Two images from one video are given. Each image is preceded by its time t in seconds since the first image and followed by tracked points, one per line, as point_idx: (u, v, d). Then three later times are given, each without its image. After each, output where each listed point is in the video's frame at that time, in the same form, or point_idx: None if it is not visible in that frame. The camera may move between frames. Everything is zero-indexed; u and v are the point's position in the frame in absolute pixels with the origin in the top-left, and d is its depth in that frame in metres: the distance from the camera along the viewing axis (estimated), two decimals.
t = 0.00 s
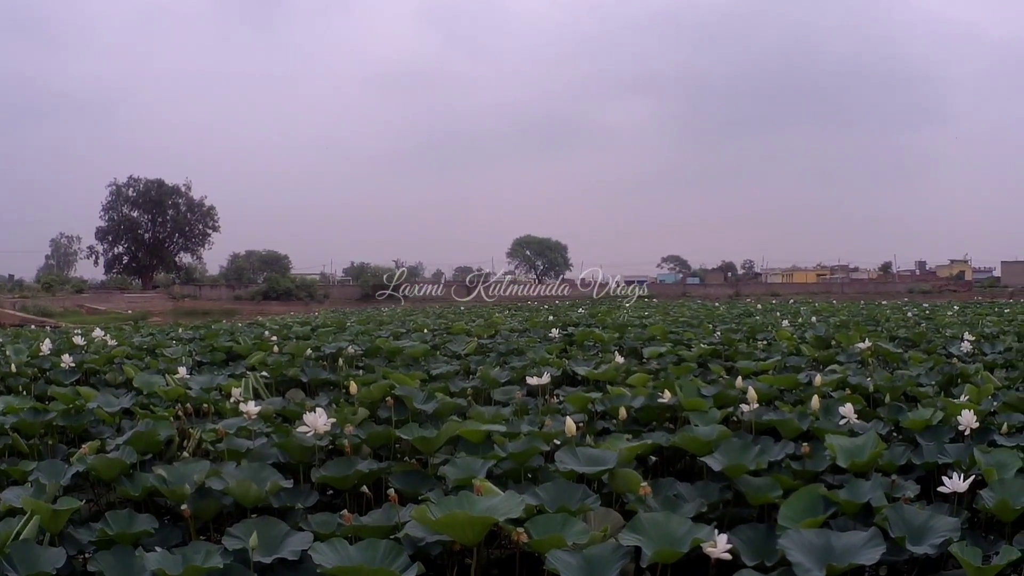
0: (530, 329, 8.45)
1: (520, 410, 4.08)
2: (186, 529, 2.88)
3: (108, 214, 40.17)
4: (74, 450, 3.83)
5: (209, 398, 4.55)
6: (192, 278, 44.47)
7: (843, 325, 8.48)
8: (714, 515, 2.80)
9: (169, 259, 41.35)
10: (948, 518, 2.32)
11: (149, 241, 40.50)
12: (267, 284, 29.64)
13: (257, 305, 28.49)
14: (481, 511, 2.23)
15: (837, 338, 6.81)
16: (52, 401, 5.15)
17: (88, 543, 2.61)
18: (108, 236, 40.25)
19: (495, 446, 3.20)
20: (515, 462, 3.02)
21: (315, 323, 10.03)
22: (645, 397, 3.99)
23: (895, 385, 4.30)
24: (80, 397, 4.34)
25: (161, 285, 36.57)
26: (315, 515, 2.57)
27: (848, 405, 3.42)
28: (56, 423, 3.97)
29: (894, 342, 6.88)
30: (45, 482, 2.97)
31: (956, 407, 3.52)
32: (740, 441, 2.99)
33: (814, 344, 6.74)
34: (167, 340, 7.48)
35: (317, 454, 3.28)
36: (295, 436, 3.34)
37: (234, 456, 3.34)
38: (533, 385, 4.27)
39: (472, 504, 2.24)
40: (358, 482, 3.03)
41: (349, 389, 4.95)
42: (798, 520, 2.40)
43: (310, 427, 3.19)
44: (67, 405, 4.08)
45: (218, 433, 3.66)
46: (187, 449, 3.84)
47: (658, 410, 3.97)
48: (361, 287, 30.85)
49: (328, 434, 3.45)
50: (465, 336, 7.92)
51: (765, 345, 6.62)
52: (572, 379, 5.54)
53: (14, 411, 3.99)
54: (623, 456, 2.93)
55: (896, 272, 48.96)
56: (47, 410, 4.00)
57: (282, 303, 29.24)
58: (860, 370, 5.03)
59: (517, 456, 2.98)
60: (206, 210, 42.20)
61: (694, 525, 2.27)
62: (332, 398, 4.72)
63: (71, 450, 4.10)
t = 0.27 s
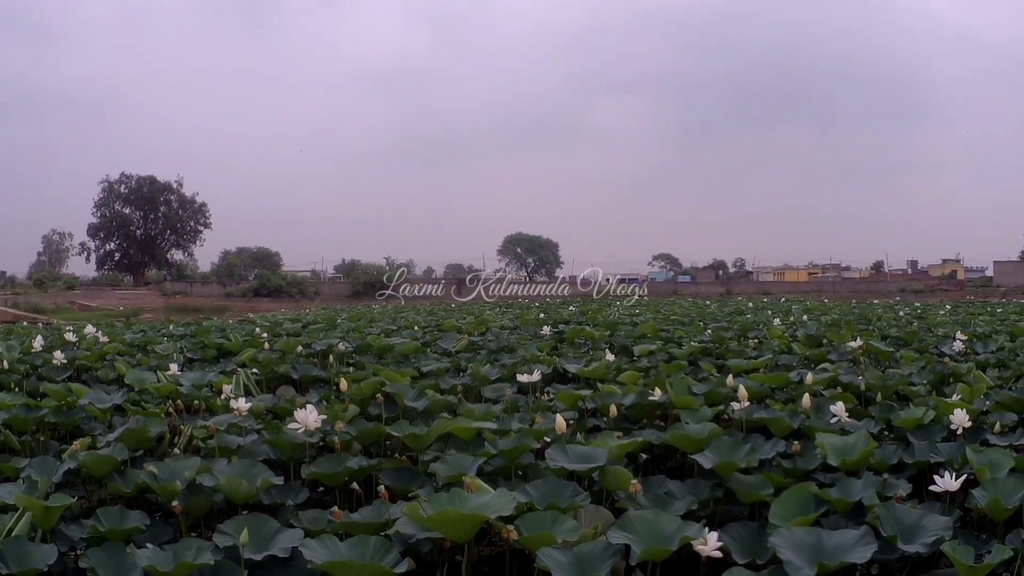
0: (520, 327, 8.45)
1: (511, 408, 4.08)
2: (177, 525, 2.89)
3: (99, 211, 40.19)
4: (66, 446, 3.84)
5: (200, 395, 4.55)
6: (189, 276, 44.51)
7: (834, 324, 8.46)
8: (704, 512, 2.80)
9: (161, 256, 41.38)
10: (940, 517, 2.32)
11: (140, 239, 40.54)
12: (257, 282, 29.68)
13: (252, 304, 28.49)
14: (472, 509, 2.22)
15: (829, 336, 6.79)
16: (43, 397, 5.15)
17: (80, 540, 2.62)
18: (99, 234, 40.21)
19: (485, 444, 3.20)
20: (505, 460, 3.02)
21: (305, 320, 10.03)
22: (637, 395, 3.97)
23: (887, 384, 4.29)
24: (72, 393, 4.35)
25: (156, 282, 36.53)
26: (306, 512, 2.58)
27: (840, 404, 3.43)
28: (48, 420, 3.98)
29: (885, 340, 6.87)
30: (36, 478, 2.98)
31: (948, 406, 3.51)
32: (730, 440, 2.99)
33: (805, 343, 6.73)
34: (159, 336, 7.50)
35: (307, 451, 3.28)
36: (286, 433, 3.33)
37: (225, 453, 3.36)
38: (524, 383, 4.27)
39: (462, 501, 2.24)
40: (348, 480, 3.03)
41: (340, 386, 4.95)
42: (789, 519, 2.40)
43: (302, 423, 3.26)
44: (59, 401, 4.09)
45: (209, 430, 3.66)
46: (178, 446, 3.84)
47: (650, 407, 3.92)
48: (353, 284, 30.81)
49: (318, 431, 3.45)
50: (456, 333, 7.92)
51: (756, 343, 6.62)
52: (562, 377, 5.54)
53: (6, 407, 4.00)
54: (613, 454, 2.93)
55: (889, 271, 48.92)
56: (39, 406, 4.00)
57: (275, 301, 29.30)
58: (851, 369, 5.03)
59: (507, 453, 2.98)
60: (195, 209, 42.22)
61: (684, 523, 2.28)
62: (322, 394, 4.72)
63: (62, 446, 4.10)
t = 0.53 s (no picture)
0: (499, 326, 8.45)
1: (489, 407, 4.09)
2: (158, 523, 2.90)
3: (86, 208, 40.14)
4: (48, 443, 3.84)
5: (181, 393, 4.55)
6: (152, 274, 44.36)
7: (815, 325, 8.47)
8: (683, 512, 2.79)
9: (136, 254, 41.33)
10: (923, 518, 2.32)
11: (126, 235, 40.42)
12: (239, 281, 29.74)
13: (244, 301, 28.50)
14: (450, 507, 2.23)
15: (810, 337, 6.80)
16: (24, 394, 5.16)
17: (62, 537, 2.62)
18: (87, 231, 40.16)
19: (464, 443, 3.21)
20: (484, 459, 3.01)
21: (283, 319, 10.03)
22: (616, 395, 3.96)
23: (868, 385, 4.27)
24: (54, 391, 4.35)
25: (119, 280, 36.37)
26: (285, 510, 2.58)
27: (821, 404, 3.42)
28: (30, 417, 3.99)
29: (867, 341, 6.87)
30: (18, 475, 2.98)
31: (930, 406, 3.51)
32: (709, 439, 2.99)
33: (786, 343, 6.73)
34: (140, 334, 7.51)
35: (287, 449, 3.28)
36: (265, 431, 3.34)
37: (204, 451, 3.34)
38: (502, 382, 4.27)
39: (440, 500, 2.25)
40: (327, 478, 3.03)
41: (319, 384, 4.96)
42: (768, 519, 2.40)
43: (280, 421, 3.24)
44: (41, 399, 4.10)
45: (189, 429, 3.67)
46: (158, 444, 3.84)
47: (628, 407, 3.93)
48: (333, 283, 30.76)
49: (297, 429, 3.46)
50: (434, 332, 7.92)
51: (736, 343, 6.62)
52: (541, 376, 5.54)
53: None
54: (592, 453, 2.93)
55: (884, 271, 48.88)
56: (21, 403, 4.01)
57: (257, 299, 29.31)
58: (830, 369, 5.04)
59: (485, 452, 2.97)
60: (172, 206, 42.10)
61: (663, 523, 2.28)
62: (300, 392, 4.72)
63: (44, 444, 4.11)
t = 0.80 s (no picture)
0: (472, 321, 8.46)
1: (461, 402, 4.09)
2: (133, 517, 2.90)
3: (56, 202, 39.91)
4: (23, 437, 3.84)
5: (155, 387, 4.54)
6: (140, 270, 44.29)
7: (790, 321, 8.50)
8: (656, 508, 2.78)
9: (118, 248, 41.17)
10: (898, 513, 2.32)
11: (98, 230, 40.37)
12: (214, 273, 29.43)
13: (230, 298, 28.47)
14: (422, 501, 2.23)
15: (784, 334, 6.82)
16: None
17: (39, 532, 2.62)
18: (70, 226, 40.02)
19: (436, 437, 3.22)
20: (457, 454, 3.01)
21: (257, 313, 10.03)
22: (589, 391, 3.97)
23: (844, 381, 4.28)
24: (30, 385, 4.35)
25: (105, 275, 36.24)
26: (258, 505, 2.58)
27: (796, 400, 3.42)
28: (7, 411, 4.00)
29: (843, 338, 6.89)
30: None
31: (906, 403, 3.52)
32: (682, 434, 3.00)
33: (760, 339, 6.76)
34: (116, 328, 7.51)
35: (261, 444, 3.28)
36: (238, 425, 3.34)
37: (178, 445, 3.32)
38: (474, 377, 4.28)
39: (412, 495, 2.25)
40: (299, 472, 3.04)
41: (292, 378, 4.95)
42: (743, 515, 2.41)
43: (253, 415, 3.22)
44: (18, 394, 4.10)
45: (164, 423, 3.67)
46: (133, 439, 3.83)
47: (601, 403, 3.95)
48: (309, 278, 30.68)
49: (270, 424, 3.47)
50: (407, 327, 7.93)
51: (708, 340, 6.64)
52: (513, 372, 5.55)
53: None
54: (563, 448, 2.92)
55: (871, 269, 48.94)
56: None
57: (231, 293, 29.17)
58: (804, 365, 5.05)
59: (458, 447, 2.96)
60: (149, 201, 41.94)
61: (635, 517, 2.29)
62: (273, 387, 4.72)
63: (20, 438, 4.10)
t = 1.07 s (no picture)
0: (443, 323, 8.48)
1: (431, 405, 4.11)
2: (105, 518, 2.91)
3: (37, 203, 39.72)
4: None
5: (128, 388, 4.54)
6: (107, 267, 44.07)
7: (762, 325, 8.53)
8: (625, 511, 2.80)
9: (95, 246, 40.93)
10: (870, 517, 2.33)
11: (71, 228, 40.04)
12: (187, 274, 29.35)
13: (217, 297, 28.43)
14: (390, 503, 2.23)
15: (755, 337, 6.86)
16: None
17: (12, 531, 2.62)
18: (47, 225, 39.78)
19: (405, 440, 3.24)
20: (426, 456, 3.03)
21: (230, 315, 10.02)
22: (561, 393, 3.96)
23: (815, 385, 4.28)
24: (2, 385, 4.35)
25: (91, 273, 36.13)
26: (229, 506, 2.60)
27: (766, 404, 3.43)
28: None
29: (815, 343, 6.93)
30: None
31: (878, 407, 3.53)
32: (651, 437, 3.00)
33: (731, 343, 6.80)
34: (89, 329, 7.50)
35: (231, 445, 3.28)
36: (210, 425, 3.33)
37: (150, 445, 3.29)
38: (444, 380, 4.29)
39: (381, 496, 2.26)
40: (269, 474, 3.06)
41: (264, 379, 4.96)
42: (712, 518, 2.42)
43: (223, 417, 3.21)
44: None
45: (136, 423, 3.68)
46: (106, 439, 3.83)
47: (574, 406, 3.91)
48: (279, 280, 30.58)
49: (240, 426, 3.49)
50: (378, 330, 7.95)
51: (679, 344, 6.67)
52: (482, 375, 5.55)
53: None
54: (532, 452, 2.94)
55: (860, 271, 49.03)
56: None
57: (204, 292, 29.05)
58: (774, 370, 5.08)
59: (426, 450, 2.99)
60: (126, 201, 41.60)
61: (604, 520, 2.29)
62: (244, 388, 4.73)
63: None
